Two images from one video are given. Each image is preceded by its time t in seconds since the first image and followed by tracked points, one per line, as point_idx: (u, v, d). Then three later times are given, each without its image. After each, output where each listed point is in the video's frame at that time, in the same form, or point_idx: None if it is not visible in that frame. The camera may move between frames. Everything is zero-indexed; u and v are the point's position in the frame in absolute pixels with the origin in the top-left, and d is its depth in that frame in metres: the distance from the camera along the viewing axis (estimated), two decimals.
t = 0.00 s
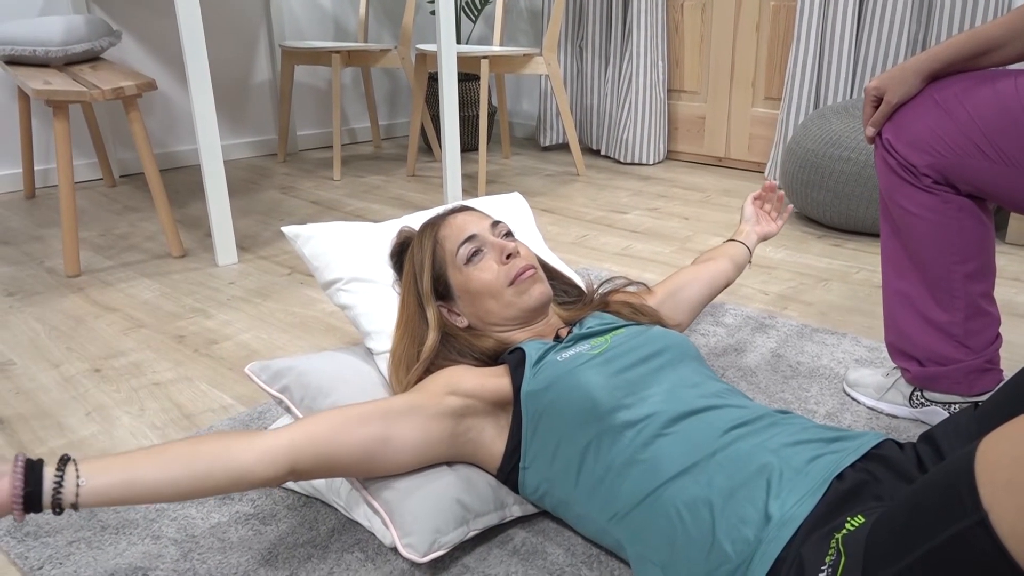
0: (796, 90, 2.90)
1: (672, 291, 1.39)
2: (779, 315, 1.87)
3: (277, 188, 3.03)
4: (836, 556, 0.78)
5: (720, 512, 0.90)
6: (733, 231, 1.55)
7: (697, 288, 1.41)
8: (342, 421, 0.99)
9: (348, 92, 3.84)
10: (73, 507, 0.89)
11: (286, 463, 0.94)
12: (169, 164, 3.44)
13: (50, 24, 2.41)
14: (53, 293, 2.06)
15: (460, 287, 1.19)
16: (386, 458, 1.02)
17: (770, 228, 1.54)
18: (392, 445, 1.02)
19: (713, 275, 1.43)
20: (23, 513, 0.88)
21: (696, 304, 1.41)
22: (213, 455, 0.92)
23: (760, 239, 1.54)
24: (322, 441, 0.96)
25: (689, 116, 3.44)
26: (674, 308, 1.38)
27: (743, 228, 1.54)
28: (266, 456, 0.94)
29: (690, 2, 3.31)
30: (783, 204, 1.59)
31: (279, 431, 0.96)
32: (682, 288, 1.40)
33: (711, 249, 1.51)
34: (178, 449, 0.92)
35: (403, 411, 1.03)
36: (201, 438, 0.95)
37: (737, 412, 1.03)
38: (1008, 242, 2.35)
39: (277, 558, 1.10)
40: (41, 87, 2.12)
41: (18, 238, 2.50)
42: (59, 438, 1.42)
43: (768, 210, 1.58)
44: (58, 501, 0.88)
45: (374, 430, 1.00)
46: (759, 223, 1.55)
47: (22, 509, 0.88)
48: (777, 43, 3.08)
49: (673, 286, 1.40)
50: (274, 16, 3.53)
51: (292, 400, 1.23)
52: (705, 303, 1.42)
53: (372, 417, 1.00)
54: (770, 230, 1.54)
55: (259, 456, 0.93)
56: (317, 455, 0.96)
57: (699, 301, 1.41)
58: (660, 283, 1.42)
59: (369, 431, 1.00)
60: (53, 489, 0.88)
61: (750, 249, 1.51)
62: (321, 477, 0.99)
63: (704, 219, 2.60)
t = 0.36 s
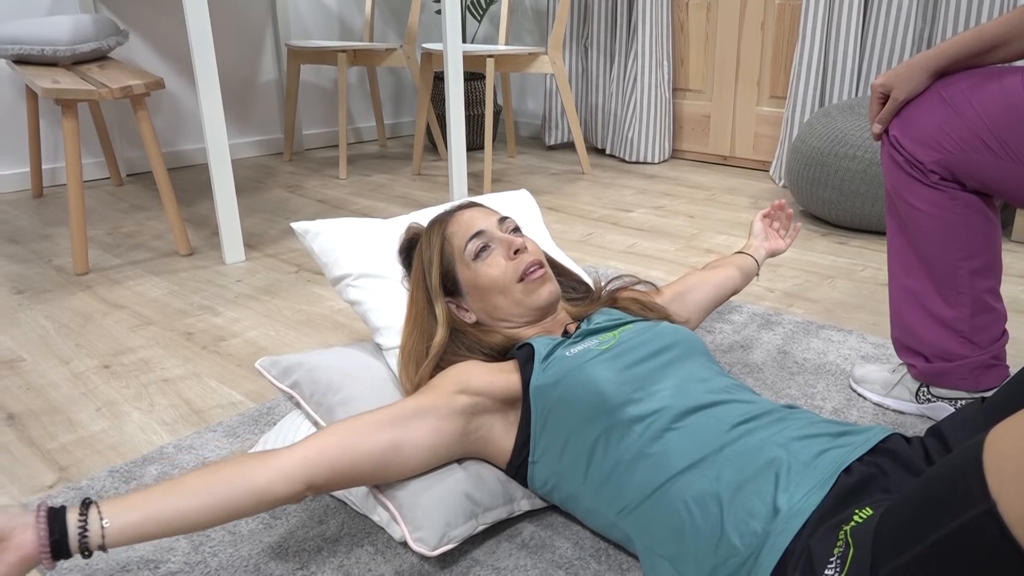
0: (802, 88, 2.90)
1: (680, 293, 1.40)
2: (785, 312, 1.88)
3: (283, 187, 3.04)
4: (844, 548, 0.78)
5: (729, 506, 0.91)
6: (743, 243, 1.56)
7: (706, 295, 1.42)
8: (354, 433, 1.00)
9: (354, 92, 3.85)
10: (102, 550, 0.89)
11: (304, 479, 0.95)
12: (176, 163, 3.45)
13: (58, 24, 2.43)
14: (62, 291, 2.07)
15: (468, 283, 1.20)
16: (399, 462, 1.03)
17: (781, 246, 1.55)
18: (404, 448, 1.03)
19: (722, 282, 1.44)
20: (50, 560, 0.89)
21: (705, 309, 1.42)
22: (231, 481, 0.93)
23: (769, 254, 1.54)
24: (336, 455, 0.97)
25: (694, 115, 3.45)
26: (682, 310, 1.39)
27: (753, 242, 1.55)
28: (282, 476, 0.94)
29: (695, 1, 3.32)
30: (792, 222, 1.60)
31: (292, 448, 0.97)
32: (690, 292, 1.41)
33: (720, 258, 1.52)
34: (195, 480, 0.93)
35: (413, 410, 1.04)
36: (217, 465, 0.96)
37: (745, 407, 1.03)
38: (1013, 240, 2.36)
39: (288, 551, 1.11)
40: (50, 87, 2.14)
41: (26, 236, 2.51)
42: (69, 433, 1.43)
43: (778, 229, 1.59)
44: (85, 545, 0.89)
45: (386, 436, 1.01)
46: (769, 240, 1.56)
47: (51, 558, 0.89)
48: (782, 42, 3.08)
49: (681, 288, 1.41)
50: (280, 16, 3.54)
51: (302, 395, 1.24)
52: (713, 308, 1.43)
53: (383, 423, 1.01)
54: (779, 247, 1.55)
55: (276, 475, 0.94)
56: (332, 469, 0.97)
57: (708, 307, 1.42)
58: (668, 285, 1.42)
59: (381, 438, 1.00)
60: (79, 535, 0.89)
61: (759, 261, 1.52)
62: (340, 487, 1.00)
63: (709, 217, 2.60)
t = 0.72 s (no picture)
0: (812, 92, 2.89)
1: (692, 296, 1.39)
2: (797, 316, 1.87)
3: (293, 190, 3.05)
4: (861, 552, 0.77)
5: (743, 510, 0.90)
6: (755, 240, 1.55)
7: (719, 295, 1.41)
8: (365, 424, 0.99)
9: (363, 95, 3.86)
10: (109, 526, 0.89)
11: (314, 467, 0.95)
12: (186, 166, 3.47)
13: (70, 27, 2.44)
14: (73, 293, 2.08)
15: (480, 285, 1.20)
16: (410, 458, 1.02)
17: (794, 240, 1.54)
18: (416, 443, 1.02)
19: (735, 280, 1.43)
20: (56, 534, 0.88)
21: (718, 309, 1.41)
22: (241, 463, 0.92)
23: (781, 250, 1.53)
24: (347, 444, 0.97)
25: (704, 118, 3.44)
26: (694, 312, 1.38)
27: (764, 237, 1.54)
28: (292, 463, 0.94)
29: (705, 4, 3.32)
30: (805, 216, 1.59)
31: (303, 436, 0.97)
32: (702, 293, 1.40)
33: (732, 257, 1.51)
34: (203, 461, 0.93)
35: (425, 409, 1.03)
36: (227, 448, 0.95)
37: (759, 411, 1.02)
38: None
39: (299, 552, 1.11)
40: (62, 89, 2.14)
41: (38, 238, 2.52)
42: (81, 434, 1.43)
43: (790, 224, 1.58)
44: (91, 520, 0.89)
45: (398, 430, 1.01)
46: (781, 236, 1.55)
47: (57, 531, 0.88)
48: (792, 45, 3.08)
49: (693, 289, 1.40)
50: (290, 19, 3.55)
51: (315, 398, 1.24)
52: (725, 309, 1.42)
53: (395, 418, 1.00)
54: (792, 242, 1.54)
55: (286, 461, 0.94)
56: (342, 458, 0.96)
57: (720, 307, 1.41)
58: (680, 287, 1.42)
59: (392, 433, 1.00)
60: (86, 510, 0.88)
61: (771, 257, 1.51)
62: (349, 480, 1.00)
63: (719, 220, 2.59)
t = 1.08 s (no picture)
0: (818, 95, 2.89)
1: (694, 296, 1.37)
2: (803, 320, 1.86)
3: (297, 194, 3.05)
4: (871, 562, 0.77)
5: (751, 519, 0.89)
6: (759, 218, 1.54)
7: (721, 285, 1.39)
8: (374, 407, 0.98)
9: (368, 99, 3.86)
10: (105, 471, 0.86)
11: (319, 441, 0.93)
12: (191, 170, 3.47)
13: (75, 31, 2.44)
14: (77, 297, 2.07)
15: (485, 291, 1.19)
16: (414, 449, 1.01)
17: (798, 207, 1.52)
18: (421, 434, 1.01)
19: (739, 266, 1.41)
20: (53, 472, 0.86)
21: (721, 301, 1.39)
22: (249, 426, 0.91)
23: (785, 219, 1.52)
24: (354, 422, 0.96)
25: (709, 121, 3.44)
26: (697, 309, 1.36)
27: (768, 210, 1.52)
28: (299, 432, 0.92)
29: (710, 7, 3.31)
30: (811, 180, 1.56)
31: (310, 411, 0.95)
32: (706, 286, 1.38)
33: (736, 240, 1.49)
34: (211, 420, 0.91)
35: (430, 408, 1.02)
36: (236, 413, 0.93)
37: (767, 420, 1.01)
38: None
39: (303, 560, 1.10)
40: (67, 93, 2.14)
41: (43, 243, 2.52)
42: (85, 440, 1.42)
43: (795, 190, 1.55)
44: (90, 462, 0.87)
45: (405, 418, 0.99)
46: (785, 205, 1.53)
47: (53, 467, 0.86)
48: (798, 48, 3.07)
49: (697, 284, 1.38)
50: (294, 23, 3.55)
51: (317, 401, 1.23)
52: (729, 300, 1.39)
53: (403, 406, 0.99)
54: (795, 211, 1.52)
55: (293, 430, 0.92)
56: (347, 434, 0.95)
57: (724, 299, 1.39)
58: (682, 283, 1.40)
59: (398, 420, 0.99)
60: (86, 449, 0.86)
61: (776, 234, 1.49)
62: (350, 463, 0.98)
63: (725, 224, 2.58)
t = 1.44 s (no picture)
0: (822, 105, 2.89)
1: (696, 297, 1.34)
2: (807, 330, 1.85)
3: (301, 202, 3.05)
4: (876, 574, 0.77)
5: (756, 532, 0.89)
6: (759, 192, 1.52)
7: (723, 278, 1.36)
8: (390, 398, 0.97)
9: (372, 107, 3.87)
10: (117, 418, 0.86)
11: (333, 421, 0.93)
12: (196, 178, 3.48)
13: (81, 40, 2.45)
14: (82, 305, 2.08)
15: (488, 301, 1.19)
16: (420, 449, 1.00)
17: (800, 171, 1.51)
18: (429, 436, 1.00)
19: (741, 255, 1.38)
20: (65, 412, 0.85)
21: (724, 294, 1.36)
22: (268, 396, 0.90)
23: (786, 184, 1.51)
24: (370, 409, 0.95)
25: (712, 131, 3.44)
26: (697, 308, 1.34)
27: (770, 178, 1.51)
28: (315, 409, 0.92)
29: (714, 17, 3.32)
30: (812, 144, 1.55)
31: (326, 392, 0.95)
32: (708, 283, 1.35)
33: (737, 224, 1.46)
34: (231, 385, 0.90)
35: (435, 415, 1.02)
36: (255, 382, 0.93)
37: (772, 432, 1.00)
38: None
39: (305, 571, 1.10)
40: (73, 102, 2.15)
41: (47, 251, 2.53)
42: (88, 448, 1.42)
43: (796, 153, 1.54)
44: (105, 407, 0.86)
45: (417, 415, 0.98)
46: (786, 170, 1.51)
47: (65, 405, 0.84)
48: (801, 58, 3.07)
49: (698, 282, 1.35)
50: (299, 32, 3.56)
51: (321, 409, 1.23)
52: (733, 292, 1.37)
53: (416, 401, 0.98)
54: (798, 175, 1.51)
55: (310, 406, 0.92)
56: (361, 420, 0.95)
57: (728, 291, 1.36)
58: (683, 284, 1.37)
59: (411, 416, 0.98)
60: (103, 393, 0.86)
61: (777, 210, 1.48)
62: (357, 451, 0.97)
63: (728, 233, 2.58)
